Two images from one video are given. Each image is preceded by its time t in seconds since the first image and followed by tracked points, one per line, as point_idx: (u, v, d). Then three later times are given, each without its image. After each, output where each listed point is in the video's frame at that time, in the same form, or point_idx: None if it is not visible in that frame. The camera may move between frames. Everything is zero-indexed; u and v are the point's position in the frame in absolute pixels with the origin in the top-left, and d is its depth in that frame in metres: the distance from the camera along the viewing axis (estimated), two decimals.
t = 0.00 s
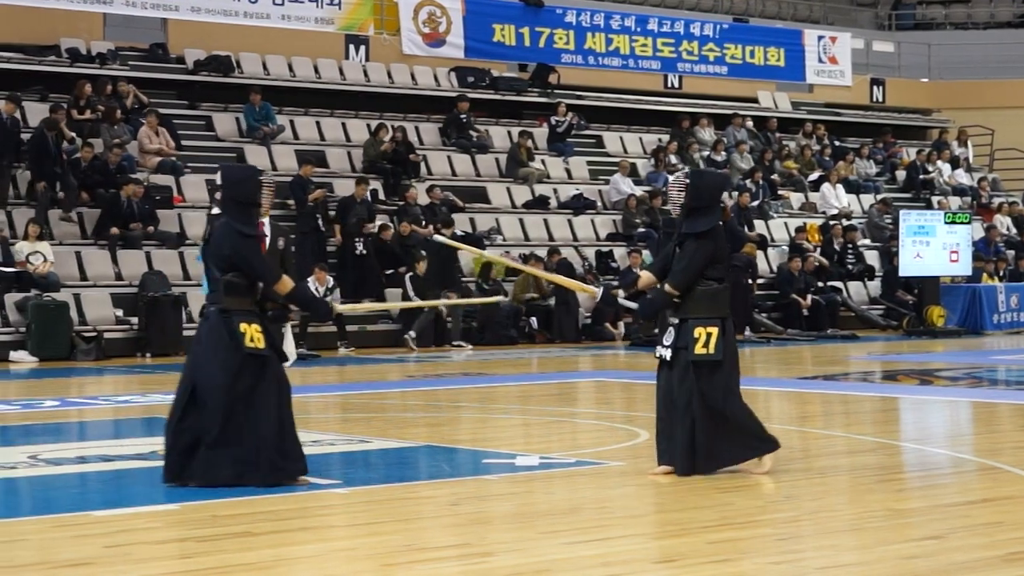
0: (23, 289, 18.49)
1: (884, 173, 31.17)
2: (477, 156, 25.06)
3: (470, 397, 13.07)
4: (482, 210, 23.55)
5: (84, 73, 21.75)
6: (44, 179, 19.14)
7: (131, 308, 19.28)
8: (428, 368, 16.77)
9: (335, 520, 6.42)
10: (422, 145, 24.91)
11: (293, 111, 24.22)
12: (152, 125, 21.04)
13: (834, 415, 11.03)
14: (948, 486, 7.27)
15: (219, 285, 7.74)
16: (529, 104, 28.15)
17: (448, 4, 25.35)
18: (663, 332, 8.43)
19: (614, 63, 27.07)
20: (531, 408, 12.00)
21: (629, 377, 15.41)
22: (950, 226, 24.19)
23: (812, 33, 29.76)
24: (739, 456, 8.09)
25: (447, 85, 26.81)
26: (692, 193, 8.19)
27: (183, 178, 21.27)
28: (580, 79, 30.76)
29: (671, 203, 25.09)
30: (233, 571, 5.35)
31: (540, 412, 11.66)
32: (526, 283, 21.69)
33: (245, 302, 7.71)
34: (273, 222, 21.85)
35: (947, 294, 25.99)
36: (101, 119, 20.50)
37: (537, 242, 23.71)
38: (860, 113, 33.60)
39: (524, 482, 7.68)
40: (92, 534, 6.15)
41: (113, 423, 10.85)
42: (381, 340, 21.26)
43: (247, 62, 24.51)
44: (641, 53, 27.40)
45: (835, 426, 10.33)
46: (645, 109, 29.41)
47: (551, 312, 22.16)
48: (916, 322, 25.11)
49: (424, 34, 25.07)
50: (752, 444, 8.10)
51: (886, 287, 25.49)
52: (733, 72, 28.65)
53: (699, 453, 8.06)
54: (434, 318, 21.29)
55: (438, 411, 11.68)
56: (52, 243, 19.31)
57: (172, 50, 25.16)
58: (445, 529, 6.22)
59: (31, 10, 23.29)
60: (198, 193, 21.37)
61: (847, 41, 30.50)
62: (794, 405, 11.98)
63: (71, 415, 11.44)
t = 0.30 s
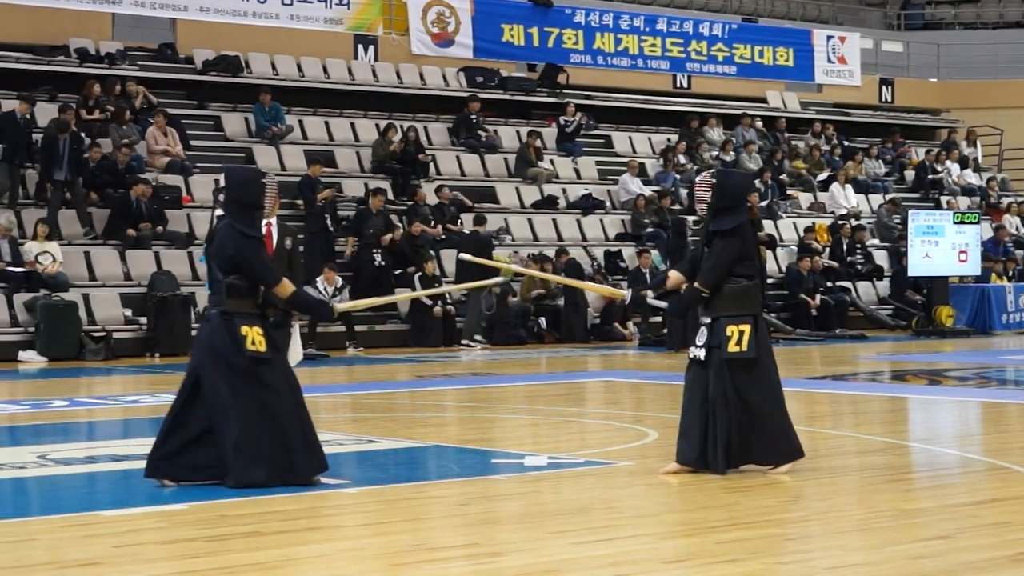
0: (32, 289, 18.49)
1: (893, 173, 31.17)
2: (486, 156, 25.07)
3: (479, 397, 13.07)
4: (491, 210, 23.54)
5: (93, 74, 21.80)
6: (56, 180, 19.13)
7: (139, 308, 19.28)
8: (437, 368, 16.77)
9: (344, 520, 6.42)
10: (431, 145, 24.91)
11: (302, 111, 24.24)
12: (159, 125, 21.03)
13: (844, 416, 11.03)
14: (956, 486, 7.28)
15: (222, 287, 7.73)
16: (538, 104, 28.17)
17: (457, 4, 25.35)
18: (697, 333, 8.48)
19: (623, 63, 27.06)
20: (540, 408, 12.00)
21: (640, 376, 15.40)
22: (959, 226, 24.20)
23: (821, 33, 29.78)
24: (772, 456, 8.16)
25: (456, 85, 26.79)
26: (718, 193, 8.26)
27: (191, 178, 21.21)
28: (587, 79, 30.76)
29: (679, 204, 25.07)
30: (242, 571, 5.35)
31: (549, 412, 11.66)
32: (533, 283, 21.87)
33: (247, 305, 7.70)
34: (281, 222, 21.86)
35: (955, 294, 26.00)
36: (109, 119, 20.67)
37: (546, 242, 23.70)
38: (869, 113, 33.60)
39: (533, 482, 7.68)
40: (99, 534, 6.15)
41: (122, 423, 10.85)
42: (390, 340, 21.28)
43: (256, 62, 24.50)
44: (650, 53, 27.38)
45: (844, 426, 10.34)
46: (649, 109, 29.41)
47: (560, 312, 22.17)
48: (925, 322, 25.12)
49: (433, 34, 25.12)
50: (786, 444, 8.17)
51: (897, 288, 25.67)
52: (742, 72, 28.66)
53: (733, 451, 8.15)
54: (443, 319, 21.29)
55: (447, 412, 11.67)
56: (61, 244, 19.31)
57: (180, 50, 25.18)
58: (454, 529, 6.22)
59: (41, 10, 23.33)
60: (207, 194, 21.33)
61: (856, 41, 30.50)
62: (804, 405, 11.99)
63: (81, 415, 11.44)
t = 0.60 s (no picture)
0: (38, 288, 18.51)
1: (900, 173, 31.17)
2: (493, 156, 25.07)
3: (487, 397, 13.06)
4: (498, 210, 23.54)
5: (100, 73, 21.81)
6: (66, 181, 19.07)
7: (146, 308, 19.32)
8: (445, 368, 16.77)
9: (351, 520, 6.42)
10: (438, 145, 24.91)
11: (309, 112, 24.25)
12: (165, 125, 21.09)
13: (852, 416, 11.02)
14: (963, 486, 7.28)
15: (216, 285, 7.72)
16: (545, 104, 28.22)
17: (464, 4, 25.38)
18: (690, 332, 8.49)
19: (630, 63, 27.05)
20: (548, 408, 12.00)
21: (649, 377, 15.39)
22: (966, 226, 24.18)
23: (828, 33, 29.79)
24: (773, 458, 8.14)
25: (463, 85, 26.80)
26: (718, 194, 8.28)
27: (198, 178, 21.26)
28: (593, 79, 30.75)
29: (686, 204, 25.06)
30: (249, 571, 5.34)
31: (556, 412, 11.66)
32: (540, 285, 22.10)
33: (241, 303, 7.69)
34: (287, 222, 21.87)
35: (962, 294, 26.03)
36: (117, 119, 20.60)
37: (553, 242, 23.69)
38: (876, 112, 33.60)
39: (540, 482, 7.68)
40: (106, 534, 6.16)
41: (129, 423, 10.85)
42: (398, 340, 21.29)
43: (263, 62, 24.49)
44: (657, 53, 27.36)
45: (852, 426, 10.33)
46: (653, 109, 29.40)
47: (566, 312, 22.22)
48: (933, 322, 25.15)
49: (440, 34, 25.12)
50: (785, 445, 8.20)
51: (903, 289, 25.83)
52: (749, 72, 28.64)
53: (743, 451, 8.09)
54: (450, 319, 21.31)
55: (454, 412, 11.67)
56: (68, 244, 19.31)
57: (187, 50, 25.16)
58: (461, 529, 6.22)
59: (48, 11, 23.34)
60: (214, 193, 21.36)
61: (863, 41, 30.50)
62: (812, 405, 11.99)
63: (88, 415, 11.44)
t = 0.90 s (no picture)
0: (38, 289, 18.52)
1: (900, 173, 31.17)
2: (493, 156, 25.09)
3: (486, 397, 13.07)
4: (498, 210, 23.54)
5: (100, 73, 21.81)
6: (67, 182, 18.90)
7: (146, 309, 19.30)
8: (445, 368, 16.77)
9: (351, 520, 6.42)
10: (438, 145, 24.92)
11: (309, 112, 24.26)
12: (165, 125, 21.11)
13: (852, 415, 11.02)
14: (962, 486, 7.28)
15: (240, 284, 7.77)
16: (545, 103, 28.23)
17: (464, 4, 25.37)
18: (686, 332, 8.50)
19: (630, 63, 27.07)
20: (547, 408, 12.00)
21: (649, 376, 15.39)
22: (966, 226, 24.17)
23: (828, 32, 29.78)
24: (768, 456, 8.16)
25: (462, 85, 26.79)
26: (711, 195, 8.31)
27: (198, 178, 21.27)
28: (593, 79, 30.75)
29: (686, 203, 25.06)
30: (249, 571, 5.34)
31: (555, 412, 11.66)
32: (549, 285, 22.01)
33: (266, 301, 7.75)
34: (287, 222, 21.89)
35: (962, 294, 26.04)
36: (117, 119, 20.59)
37: (553, 242, 23.66)
38: (875, 112, 33.61)
39: (540, 482, 7.68)
40: (107, 534, 6.15)
41: (130, 423, 10.85)
42: (397, 340, 21.29)
43: (262, 62, 24.49)
44: (657, 53, 27.37)
45: (851, 426, 10.33)
46: (654, 109, 29.40)
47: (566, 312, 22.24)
48: (933, 322, 25.17)
49: (440, 34, 25.10)
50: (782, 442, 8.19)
51: (902, 289, 25.83)
52: (749, 72, 28.65)
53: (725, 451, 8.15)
54: (450, 319, 21.32)
55: (454, 412, 11.67)
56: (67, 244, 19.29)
57: (187, 50, 25.16)
58: (461, 529, 6.22)
59: (48, 11, 23.35)
60: (213, 194, 21.37)
61: (863, 41, 30.51)
62: (811, 405, 11.99)
63: (89, 415, 11.44)
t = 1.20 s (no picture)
0: (38, 288, 18.52)
1: (900, 173, 31.19)
2: (493, 156, 25.11)
3: (485, 397, 13.07)
4: (497, 210, 23.54)
5: (100, 73, 21.82)
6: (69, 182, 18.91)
7: (145, 309, 19.30)
8: (443, 368, 16.77)
9: (351, 520, 6.43)
10: (437, 145, 24.93)
11: (309, 112, 24.27)
12: (164, 125, 21.10)
13: (851, 415, 11.03)
14: (962, 486, 7.28)
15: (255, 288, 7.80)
16: (544, 104, 28.23)
17: (464, 4, 25.37)
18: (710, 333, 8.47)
19: (630, 63, 27.07)
20: (546, 408, 12.01)
21: (648, 376, 15.39)
22: (965, 226, 24.16)
23: (827, 32, 29.77)
24: (790, 459, 8.20)
25: (462, 85, 26.80)
26: (738, 196, 8.32)
27: (198, 178, 21.28)
28: (594, 79, 30.75)
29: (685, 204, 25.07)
30: (248, 571, 5.34)
31: (555, 412, 11.66)
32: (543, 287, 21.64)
33: (279, 305, 7.77)
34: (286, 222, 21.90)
35: (962, 294, 26.06)
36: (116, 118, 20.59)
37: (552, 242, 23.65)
38: (875, 112, 33.62)
39: (540, 482, 7.68)
40: (107, 534, 6.15)
41: (130, 423, 10.85)
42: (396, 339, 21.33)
43: (262, 62, 24.50)
44: (657, 53, 27.37)
45: (851, 426, 10.33)
46: (654, 109, 29.40)
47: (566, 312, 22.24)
48: (932, 322, 25.16)
49: (439, 34, 25.08)
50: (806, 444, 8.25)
51: (902, 289, 25.83)
52: (749, 72, 28.65)
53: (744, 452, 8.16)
54: (450, 320, 21.34)
55: (454, 412, 11.67)
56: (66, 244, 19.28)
57: (187, 50, 25.16)
58: (461, 529, 6.22)
59: (48, 11, 23.36)
60: (213, 194, 21.38)
61: (863, 40, 30.52)
62: (810, 405, 12.00)
63: (89, 415, 11.44)
